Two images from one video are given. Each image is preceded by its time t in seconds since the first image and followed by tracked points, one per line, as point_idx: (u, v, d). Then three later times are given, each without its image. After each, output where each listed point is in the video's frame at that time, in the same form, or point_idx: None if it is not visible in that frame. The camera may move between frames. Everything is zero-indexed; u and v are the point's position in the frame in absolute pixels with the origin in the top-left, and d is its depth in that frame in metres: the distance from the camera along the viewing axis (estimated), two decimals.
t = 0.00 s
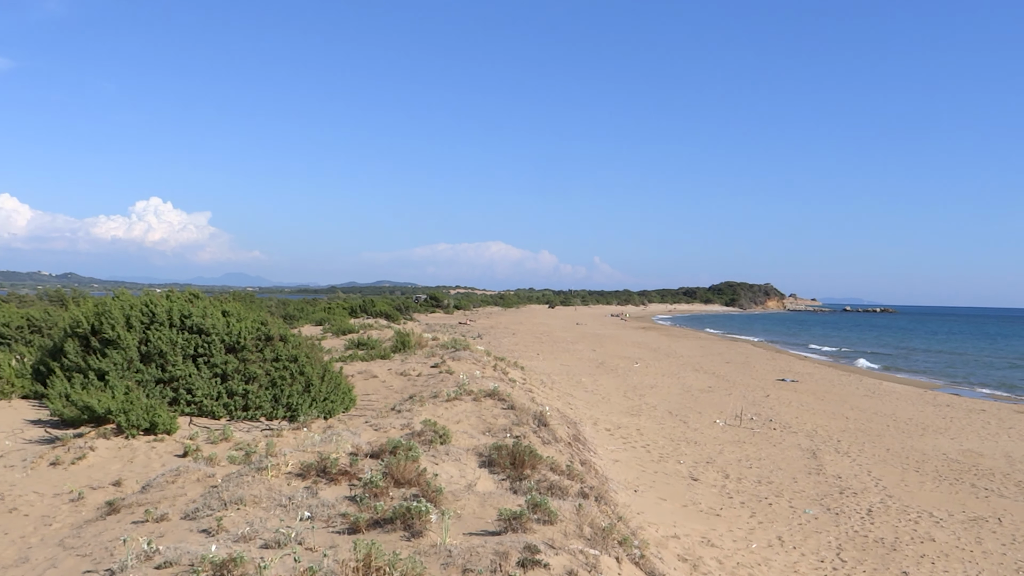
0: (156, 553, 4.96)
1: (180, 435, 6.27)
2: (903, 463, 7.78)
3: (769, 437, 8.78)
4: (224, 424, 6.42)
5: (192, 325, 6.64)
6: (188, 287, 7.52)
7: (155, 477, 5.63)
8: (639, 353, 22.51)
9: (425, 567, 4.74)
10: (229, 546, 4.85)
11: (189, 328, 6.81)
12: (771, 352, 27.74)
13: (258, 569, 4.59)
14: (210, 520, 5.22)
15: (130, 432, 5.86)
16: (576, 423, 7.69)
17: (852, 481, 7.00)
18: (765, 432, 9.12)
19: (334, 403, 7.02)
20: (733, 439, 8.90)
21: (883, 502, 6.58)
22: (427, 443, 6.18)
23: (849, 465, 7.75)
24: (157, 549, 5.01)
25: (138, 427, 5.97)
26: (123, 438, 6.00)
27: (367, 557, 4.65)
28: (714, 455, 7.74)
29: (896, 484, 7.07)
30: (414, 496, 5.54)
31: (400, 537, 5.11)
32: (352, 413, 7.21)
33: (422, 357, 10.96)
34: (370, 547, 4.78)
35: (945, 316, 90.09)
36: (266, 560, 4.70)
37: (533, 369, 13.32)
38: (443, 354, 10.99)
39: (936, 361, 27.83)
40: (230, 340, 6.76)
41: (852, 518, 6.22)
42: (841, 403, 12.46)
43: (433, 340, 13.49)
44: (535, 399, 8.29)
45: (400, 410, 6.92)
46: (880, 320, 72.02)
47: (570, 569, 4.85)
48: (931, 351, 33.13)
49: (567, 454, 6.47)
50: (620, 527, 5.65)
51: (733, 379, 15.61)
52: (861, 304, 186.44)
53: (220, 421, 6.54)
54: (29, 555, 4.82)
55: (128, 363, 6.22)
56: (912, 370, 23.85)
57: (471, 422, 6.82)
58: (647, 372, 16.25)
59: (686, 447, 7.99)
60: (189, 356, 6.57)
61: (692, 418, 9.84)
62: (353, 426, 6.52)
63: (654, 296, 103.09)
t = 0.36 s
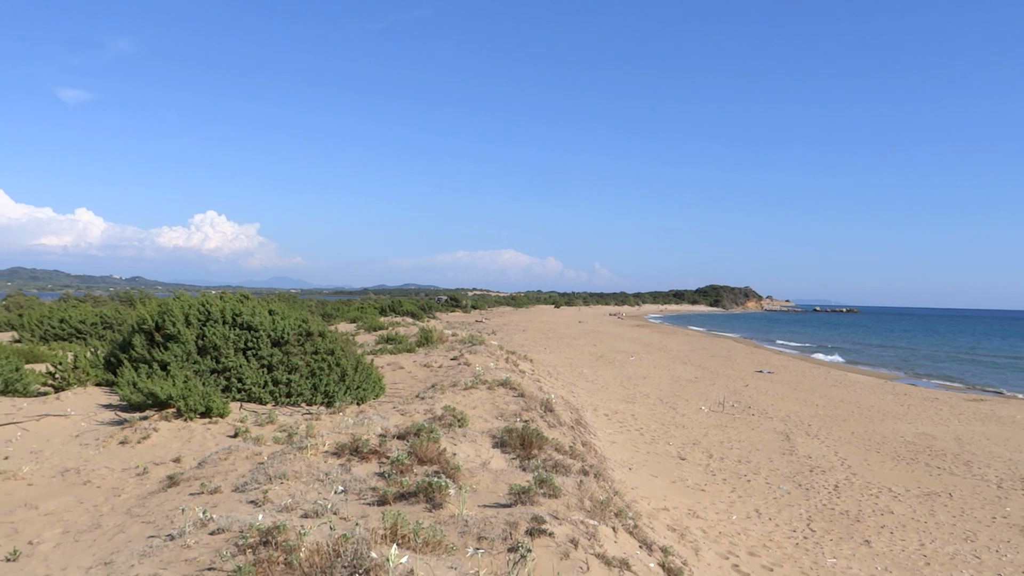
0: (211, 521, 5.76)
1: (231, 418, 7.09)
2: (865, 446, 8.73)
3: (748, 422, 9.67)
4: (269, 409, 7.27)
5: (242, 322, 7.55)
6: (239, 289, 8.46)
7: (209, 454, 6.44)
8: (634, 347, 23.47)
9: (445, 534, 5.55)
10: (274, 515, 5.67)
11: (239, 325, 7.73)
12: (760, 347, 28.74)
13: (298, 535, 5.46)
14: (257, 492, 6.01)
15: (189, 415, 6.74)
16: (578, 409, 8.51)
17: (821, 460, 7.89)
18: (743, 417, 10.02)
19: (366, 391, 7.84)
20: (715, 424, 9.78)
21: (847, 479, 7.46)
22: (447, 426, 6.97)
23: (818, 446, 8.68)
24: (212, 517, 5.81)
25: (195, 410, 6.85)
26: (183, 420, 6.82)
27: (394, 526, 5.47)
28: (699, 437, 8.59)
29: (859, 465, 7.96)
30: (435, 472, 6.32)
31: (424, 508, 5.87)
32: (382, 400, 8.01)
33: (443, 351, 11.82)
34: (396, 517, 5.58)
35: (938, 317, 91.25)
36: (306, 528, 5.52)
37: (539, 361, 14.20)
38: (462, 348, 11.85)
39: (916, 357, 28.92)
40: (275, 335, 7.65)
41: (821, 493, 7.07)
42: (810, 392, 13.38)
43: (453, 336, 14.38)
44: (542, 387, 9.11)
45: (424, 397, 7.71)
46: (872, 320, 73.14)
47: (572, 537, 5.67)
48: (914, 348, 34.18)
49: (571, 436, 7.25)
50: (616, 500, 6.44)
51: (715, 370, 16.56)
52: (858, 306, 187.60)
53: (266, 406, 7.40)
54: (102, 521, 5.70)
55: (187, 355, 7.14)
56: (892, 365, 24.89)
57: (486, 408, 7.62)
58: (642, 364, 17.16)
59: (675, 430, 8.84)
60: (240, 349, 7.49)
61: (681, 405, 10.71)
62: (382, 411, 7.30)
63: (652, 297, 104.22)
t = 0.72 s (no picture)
0: (241, 504, 6.20)
1: (261, 409, 7.58)
2: (855, 439, 9.17)
3: (743, 415, 10.13)
4: (296, 399, 7.77)
5: (272, 319, 8.11)
6: (269, 288, 9.03)
7: (240, 442, 6.91)
8: (638, 345, 23.99)
9: (459, 518, 5.98)
10: (300, 499, 6.13)
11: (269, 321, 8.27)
12: (759, 346, 29.18)
13: (321, 518, 5.90)
14: (285, 477, 6.47)
15: (223, 404, 7.27)
16: (584, 401, 8.97)
17: (812, 451, 8.33)
18: (739, 410, 10.48)
19: (386, 383, 8.31)
20: (712, 415, 10.25)
21: (836, 469, 7.91)
22: (462, 417, 7.42)
23: (809, 438, 9.13)
24: (243, 500, 6.26)
25: (229, 400, 7.38)
26: (217, 410, 7.31)
27: (411, 510, 5.90)
28: (697, 428, 9.05)
29: (848, 457, 8.40)
30: (451, 459, 6.76)
31: (439, 493, 6.29)
32: (401, 391, 8.46)
33: (458, 346, 12.33)
34: (413, 502, 6.02)
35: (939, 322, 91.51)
36: (329, 511, 5.96)
37: (547, 357, 14.69)
38: (476, 344, 12.36)
39: (912, 356, 29.36)
40: (303, 331, 8.18)
41: (811, 482, 7.52)
42: (803, 386, 13.83)
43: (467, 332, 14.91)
44: (550, 381, 9.58)
45: (440, 390, 8.18)
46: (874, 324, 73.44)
47: (577, 521, 6.11)
48: (912, 348, 34.56)
49: (577, 427, 7.70)
50: (619, 487, 6.87)
51: (713, 366, 17.05)
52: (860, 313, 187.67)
53: (293, 397, 7.90)
54: (141, 504, 6.16)
55: (221, 349, 7.71)
56: (889, 363, 25.28)
57: (498, 400, 8.07)
58: (644, 360, 17.65)
59: (675, 422, 9.30)
60: (270, 344, 8.03)
61: (681, 398, 11.19)
62: (401, 403, 7.75)
63: (654, 301, 104.69)
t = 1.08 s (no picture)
0: (260, 501, 6.30)
1: (279, 408, 7.69)
2: (867, 441, 9.19)
3: (756, 416, 10.16)
4: (313, 399, 7.88)
5: (290, 320, 8.24)
6: (288, 289, 9.18)
7: (259, 440, 7.01)
8: (651, 347, 24.06)
9: (474, 517, 6.06)
10: (317, 496, 6.23)
11: (287, 321, 8.41)
12: (770, 348, 29.11)
13: (338, 515, 6.00)
14: (302, 475, 6.57)
15: (242, 403, 7.40)
16: (597, 402, 9.04)
17: (824, 453, 8.36)
18: (751, 411, 10.51)
19: (402, 383, 8.40)
20: (725, 416, 10.29)
21: (848, 470, 7.93)
22: (476, 417, 7.49)
23: (822, 439, 9.15)
24: (261, 497, 6.37)
25: (248, 399, 7.51)
26: (236, 409, 7.43)
27: (427, 509, 5.98)
28: (710, 429, 9.10)
29: (860, 458, 8.42)
30: (466, 458, 6.82)
31: (455, 492, 6.36)
32: (417, 391, 8.54)
33: (473, 347, 12.43)
34: (428, 500, 6.09)
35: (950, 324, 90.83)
36: (346, 509, 6.05)
37: (561, 358, 14.82)
38: (490, 345, 12.46)
39: (925, 358, 29.20)
40: (320, 331, 8.30)
41: (823, 483, 7.55)
42: (816, 388, 13.83)
43: (481, 333, 15.01)
44: (564, 382, 9.65)
45: (455, 390, 8.25)
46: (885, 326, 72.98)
47: (590, 521, 6.17)
48: (924, 350, 34.34)
49: (590, 427, 7.75)
50: (632, 487, 6.91)
51: (725, 367, 17.06)
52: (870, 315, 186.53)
53: (310, 396, 8.02)
54: (162, 500, 6.27)
55: (240, 348, 7.85)
56: (902, 366, 25.16)
57: (512, 400, 8.14)
58: (656, 361, 17.69)
59: (688, 422, 9.36)
60: (288, 344, 8.16)
61: (693, 399, 11.23)
62: (417, 402, 7.83)
63: (662, 303, 104.52)
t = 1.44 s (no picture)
0: (276, 501, 6.32)
1: (294, 408, 7.71)
2: (885, 446, 9.12)
3: (772, 420, 10.10)
4: (328, 400, 7.90)
5: (306, 321, 8.27)
6: (304, 291, 9.22)
7: (275, 441, 7.03)
8: (666, 350, 23.96)
9: (488, 520, 6.05)
10: (332, 497, 6.25)
11: (303, 323, 8.44)
12: (784, 351, 28.90)
13: (353, 517, 6.00)
14: (318, 476, 6.57)
15: (259, 403, 7.43)
16: (612, 405, 9.00)
17: (841, 458, 8.29)
18: (767, 416, 10.45)
19: (417, 384, 8.39)
20: (740, 420, 10.23)
21: (866, 476, 7.86)
22: (491, 419, 7.46)
23: (839, 445, 9.08)
24: (277, 498, 6.38)
25: (264, 400, 7.55)
26: (252, 409, 7.46)
27: (442, 511, 5.97)
28: (726, 434, 9.04)
29: (878, 464, 8.34)
30: (480, 461, 6.79)
31: (469, 494, 6.34)
32: (432, 393, 8.53)
33: (488, 349, 12.43)
34: (443, 503, 6.08)
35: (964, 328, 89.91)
36: (361, 510, 6.06)
37: (576, 360, 14.81)
38: (505, 347, 12.44)
39: (941, 363, 28.88)
40: (336, 333, 8.32)
41: (840, 489, 7.49)
42: (833, 393, 13.72)
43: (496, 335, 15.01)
44: (580, 385, 9.61)
45: (470, 392, 8.23)
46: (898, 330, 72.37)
47: (605, 525, 6.14)
48: (941, 355, 33.97)
49: (605, 430, 7.69)
50: (647, 491, 6.86)
51: (740, 371, 16.98)
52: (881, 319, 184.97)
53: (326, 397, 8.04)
54: (178, 500, 6.31)
55: (257, 349, 7.89)
56: (919, 371, 24.89)
57: (527, 403, 8.09)
58: (671, 365, 17.63)
59: (703, 426, 9.31)
60: (304, 345, 8.19)
61: (709, 403, 11.17)
62: (432, 404, 7.81)
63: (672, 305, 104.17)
